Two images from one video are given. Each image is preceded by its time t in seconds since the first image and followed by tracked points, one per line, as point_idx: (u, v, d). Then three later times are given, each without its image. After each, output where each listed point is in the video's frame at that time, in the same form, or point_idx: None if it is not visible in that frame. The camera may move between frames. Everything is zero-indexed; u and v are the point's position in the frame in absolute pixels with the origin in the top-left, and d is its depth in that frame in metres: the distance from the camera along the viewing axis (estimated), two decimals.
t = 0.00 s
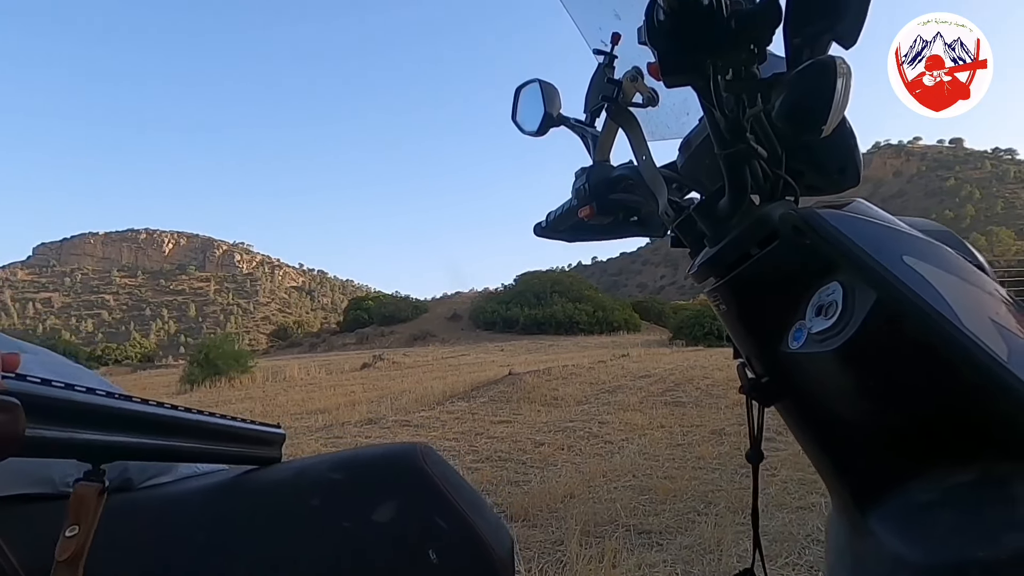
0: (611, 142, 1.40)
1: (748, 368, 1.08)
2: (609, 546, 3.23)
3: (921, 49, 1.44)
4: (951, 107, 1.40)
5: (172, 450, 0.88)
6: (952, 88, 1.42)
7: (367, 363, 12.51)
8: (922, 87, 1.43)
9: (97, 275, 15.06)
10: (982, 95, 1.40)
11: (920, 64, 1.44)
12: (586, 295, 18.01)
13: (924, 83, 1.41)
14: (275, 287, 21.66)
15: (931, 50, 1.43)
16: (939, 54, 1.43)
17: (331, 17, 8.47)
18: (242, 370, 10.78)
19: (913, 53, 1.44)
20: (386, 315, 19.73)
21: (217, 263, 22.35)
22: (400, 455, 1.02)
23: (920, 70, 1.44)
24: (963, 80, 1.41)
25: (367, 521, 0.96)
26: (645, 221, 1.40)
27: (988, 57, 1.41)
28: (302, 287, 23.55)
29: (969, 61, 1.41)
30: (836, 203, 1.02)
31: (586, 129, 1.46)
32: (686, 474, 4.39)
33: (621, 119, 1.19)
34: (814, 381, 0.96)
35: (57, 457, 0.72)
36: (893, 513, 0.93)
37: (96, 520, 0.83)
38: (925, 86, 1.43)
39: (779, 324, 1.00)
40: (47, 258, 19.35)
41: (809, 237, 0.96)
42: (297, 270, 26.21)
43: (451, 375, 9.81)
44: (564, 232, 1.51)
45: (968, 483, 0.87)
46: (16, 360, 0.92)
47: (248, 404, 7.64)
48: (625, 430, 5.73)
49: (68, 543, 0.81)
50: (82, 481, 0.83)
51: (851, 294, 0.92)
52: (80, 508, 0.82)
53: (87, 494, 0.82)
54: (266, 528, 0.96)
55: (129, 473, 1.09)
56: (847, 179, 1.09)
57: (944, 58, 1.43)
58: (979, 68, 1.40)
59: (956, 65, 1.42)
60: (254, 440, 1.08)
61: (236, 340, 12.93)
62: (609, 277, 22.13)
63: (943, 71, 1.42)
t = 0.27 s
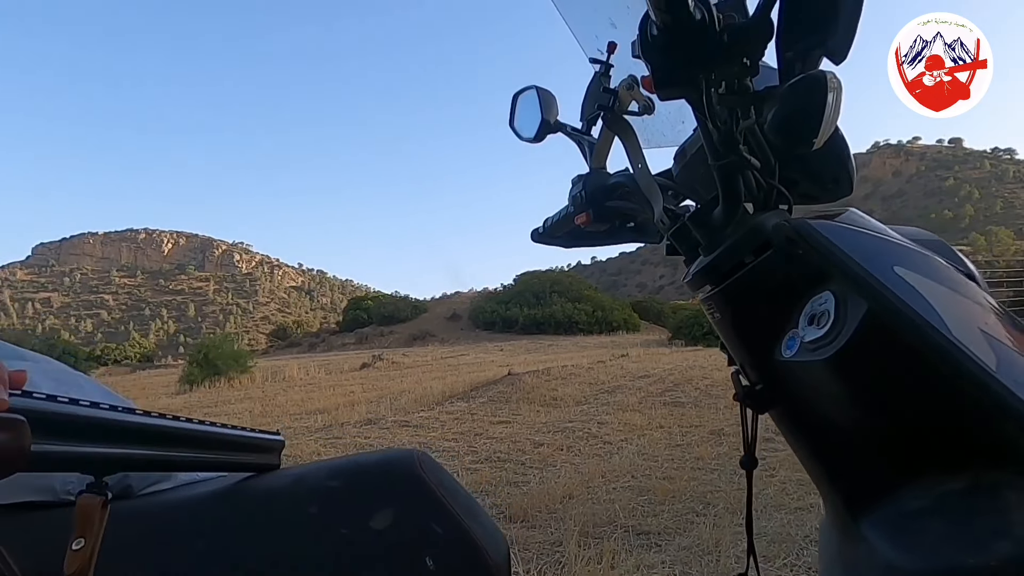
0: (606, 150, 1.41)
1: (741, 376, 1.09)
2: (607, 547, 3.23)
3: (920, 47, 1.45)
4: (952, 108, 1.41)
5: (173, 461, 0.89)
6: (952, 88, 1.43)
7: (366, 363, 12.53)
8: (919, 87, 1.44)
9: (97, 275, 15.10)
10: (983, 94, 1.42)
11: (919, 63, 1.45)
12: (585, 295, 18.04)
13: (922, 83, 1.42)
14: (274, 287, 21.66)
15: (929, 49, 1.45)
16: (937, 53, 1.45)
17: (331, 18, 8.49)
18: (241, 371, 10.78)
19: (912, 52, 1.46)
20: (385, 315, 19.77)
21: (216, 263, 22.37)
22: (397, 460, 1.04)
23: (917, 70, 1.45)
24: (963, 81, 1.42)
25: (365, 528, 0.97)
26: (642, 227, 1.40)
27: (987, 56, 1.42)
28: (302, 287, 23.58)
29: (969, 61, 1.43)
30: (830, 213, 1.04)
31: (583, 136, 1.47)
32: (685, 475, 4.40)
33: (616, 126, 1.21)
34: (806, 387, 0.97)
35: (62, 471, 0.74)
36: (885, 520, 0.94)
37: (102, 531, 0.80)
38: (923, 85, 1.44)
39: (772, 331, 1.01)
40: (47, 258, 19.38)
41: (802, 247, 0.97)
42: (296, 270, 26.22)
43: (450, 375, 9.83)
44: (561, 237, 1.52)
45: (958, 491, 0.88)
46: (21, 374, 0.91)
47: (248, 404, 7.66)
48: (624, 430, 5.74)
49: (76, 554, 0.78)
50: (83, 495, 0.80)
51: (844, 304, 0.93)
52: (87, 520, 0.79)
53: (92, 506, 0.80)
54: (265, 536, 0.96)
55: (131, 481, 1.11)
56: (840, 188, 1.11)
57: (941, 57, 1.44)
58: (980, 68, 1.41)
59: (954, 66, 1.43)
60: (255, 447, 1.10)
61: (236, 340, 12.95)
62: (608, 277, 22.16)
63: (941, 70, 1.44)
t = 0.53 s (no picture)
0: (600, 154, 1.42)
1: (732, 380, 1.10)
2: (605, 547, 3.24)
3: (921, 47, 1.45)
4: (953, 109, 1.41)
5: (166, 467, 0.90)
6: (952, 88, 1.44)
7: (365, 363, 12.52)
8: (919, 87, 1.44)
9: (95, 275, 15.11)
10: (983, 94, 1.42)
11: (919, 64, 1.46)
12: (584, 294, 18.03)
13: (923, 84, 1.43)
14: (274, 287, 21.65)
15: (930, 49, 1.45)
16: (937, 53, 1.45)
17: (331, 18, 8.49)
18: (241, 371, 10.78)
19: (911, 52, 1.46)
20: (384, 315, 19.77)
21: (216, 263, 22.35)
22: (389, 464, 1.05)
23: (917, 70, 1.46)
24: (964, 82, 1.43)
25: (358, 532, 0.97)
26: (635, 230, 1.40)
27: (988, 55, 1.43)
28: (301, 287, 23.55)
29: (970, 61, 1.43)
30: (820, 219, 1.04)
31: (576, 140, 1.48)
32: (683, 475, 4.41)
33: (609, 131, 1.21)
34: (795, 391, 0.97)
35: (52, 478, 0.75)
36: (874, 523, 0.94)
37: (85, 538, 0.88)
38: (922, 86, 1.44)
39: (762, 336, 1.02)
40: (45, 258, 19.38)
41: (791, 253, 0.97)
42: (296, 269, 26.19)
43: (449, 375, 9.82)
44: (554, 241, 1.53)
45: (946, 494, 0.89)
46: (6, 391, 1.05)
47: (247, 404, 7.66)
48: (622, 430, 5.74)
49: (57, 560, 0.85)
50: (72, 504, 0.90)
51: (832, 310, 0.93)
52: (71, 528, 0.88)
53: (79, 513, 0.89)
54: (257, 540, 0.97)
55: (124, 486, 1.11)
56: (830, 193, 1.11)
57: (941, 57, 1.45)
58: (981, 68, 1.41)
59: (955, 65, 1.44)
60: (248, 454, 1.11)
61: (235, 340, 12.95)
62: (608, 276, 22.15)
63: (941, 71, 1.44)
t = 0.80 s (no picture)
0: (597, 151, 1.42)
1: (727, 377, 1.09)
2: (603, 547, 3.23)
3: (919, 47, 1.45)
4: (952, 110, 1.41)
5: (140, 478, 0.92)
6: (952, 88, 1.44)
7: (365, 363, 12.51)
8: (919, 87, 1.44)
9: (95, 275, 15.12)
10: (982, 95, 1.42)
11: (918, 64, 1.46)
12: (584, 294, 18.04)
13: (923, 84, 1.43)
14: (273, 287, 21.65)
15: (930, 48, 1.45)
16: (938, 52, 1.45)
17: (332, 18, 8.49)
18: (240, 370, 10.78)
19: (911, 52, 1.46)
20: (384, 314, 19.79)
21: (216, 263, 22.36)
22: (386, 463, 1.04)
23: (917, 71, 1.46)
24: (964, 82, 1.43)
25: (352, 530, 0.97)
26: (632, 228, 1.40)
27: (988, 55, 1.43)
28: (301, 286, 23.53)
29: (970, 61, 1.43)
30: (816, 215, 1.04)
31: (574, 138, 1.48)
32: (682, 474, 4.41)
33: (605, 128, 1.22)
34: (791, 388, 0.97)
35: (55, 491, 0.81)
36: (868, 520, 0.94)
37: (109, 549, 0.79)
38: (922, 87, 1.44)
39: (758, 332, 1.02)
40: (45, 257, 19.38)
41: (787, 250, 0.97)
42: (295, 269, 26.18)
43: (448, 375, 9.82)
44: (552, 239, 1.53)
45: (941, 492, 0.88)
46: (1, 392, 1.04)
47: (246, 403, 7.66)
48: (622, 430, 5.74)
49: (80, 568, 0.77)
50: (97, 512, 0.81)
51: (828, 306, 0.93)
52: (96, 534, 0.79)
53: (104, 522, 0.80)
54: (251, 537, 0.97)
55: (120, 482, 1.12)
56: (827, 189, 1.11)
57: (941, 57, 1.45)
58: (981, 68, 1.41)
59: (955, 65, 1.44)
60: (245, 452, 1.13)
61: (235, 340, 12.95)
62: (608, 276, 22.16)
63: (942, 71, 1.45)
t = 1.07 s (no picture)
0: (599, 156, 1.42)
1: (728, 382, 1.10)
2: (603, 549, 3.24)
3: (920, 47, 1.46)
4: (953, 109, 1.43)
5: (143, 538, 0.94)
6: (952, 88, 1.45)
7: (364, 364, 12.50)
8: (920, 86, 1.45)
9: (95, 274, 15.11)
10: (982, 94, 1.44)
11: (919, 63, 1.47)
12: (583, 295, 18.05)
13: (923, 83, 1.44)
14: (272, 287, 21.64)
15: (930, 48, 1.46)
16: (938, 52, 1.46)
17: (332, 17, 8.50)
18: (239, 371, 10.77)
19: (912, 51, 1.47)
20: (383, 315, 19.80)
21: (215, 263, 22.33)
22: (387, 468, 1.06)
23: (917, 70, 1.47)
24: (963, 81, 1.44)
25: (356, 534, 0.98)
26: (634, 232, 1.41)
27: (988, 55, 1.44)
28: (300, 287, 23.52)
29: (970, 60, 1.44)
30: (816, 223, 1.05)
31: (575, 143, 1.49)
32: (682, 476, 4.42)
33: (607, 135, 1.22)
34: (791, 395, 0.98)
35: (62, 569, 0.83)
36: (869, 525, 0.95)
37: None
38: (922, 86, 1.45)
39: (759, 339, 1.02)
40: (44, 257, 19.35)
41: (788, 258, 0.97)
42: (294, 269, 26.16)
43: (447, 376, 9.83)
44: (553, 243, 1.53)
45: (940, 497, 0.90)
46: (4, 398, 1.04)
47: (246, 404, 7.66)
48: (621, 431, 5.75)
49: None
50: None
51: (828, 313, 0.94)
52: None
53: None
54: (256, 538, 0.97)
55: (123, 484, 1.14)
56: (827, 195, 1.12)
57: (942, 56, 1.46)
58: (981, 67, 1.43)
59: (954, 65, 1.45)
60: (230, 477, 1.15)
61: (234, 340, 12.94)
62: (607, 277, 22.16)
63: (942, 70, 1.46)
